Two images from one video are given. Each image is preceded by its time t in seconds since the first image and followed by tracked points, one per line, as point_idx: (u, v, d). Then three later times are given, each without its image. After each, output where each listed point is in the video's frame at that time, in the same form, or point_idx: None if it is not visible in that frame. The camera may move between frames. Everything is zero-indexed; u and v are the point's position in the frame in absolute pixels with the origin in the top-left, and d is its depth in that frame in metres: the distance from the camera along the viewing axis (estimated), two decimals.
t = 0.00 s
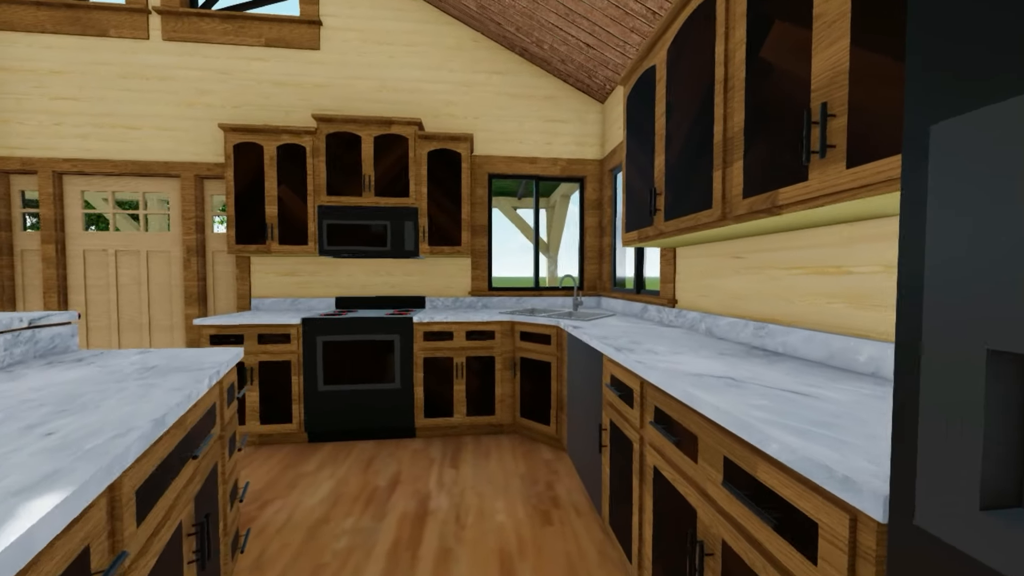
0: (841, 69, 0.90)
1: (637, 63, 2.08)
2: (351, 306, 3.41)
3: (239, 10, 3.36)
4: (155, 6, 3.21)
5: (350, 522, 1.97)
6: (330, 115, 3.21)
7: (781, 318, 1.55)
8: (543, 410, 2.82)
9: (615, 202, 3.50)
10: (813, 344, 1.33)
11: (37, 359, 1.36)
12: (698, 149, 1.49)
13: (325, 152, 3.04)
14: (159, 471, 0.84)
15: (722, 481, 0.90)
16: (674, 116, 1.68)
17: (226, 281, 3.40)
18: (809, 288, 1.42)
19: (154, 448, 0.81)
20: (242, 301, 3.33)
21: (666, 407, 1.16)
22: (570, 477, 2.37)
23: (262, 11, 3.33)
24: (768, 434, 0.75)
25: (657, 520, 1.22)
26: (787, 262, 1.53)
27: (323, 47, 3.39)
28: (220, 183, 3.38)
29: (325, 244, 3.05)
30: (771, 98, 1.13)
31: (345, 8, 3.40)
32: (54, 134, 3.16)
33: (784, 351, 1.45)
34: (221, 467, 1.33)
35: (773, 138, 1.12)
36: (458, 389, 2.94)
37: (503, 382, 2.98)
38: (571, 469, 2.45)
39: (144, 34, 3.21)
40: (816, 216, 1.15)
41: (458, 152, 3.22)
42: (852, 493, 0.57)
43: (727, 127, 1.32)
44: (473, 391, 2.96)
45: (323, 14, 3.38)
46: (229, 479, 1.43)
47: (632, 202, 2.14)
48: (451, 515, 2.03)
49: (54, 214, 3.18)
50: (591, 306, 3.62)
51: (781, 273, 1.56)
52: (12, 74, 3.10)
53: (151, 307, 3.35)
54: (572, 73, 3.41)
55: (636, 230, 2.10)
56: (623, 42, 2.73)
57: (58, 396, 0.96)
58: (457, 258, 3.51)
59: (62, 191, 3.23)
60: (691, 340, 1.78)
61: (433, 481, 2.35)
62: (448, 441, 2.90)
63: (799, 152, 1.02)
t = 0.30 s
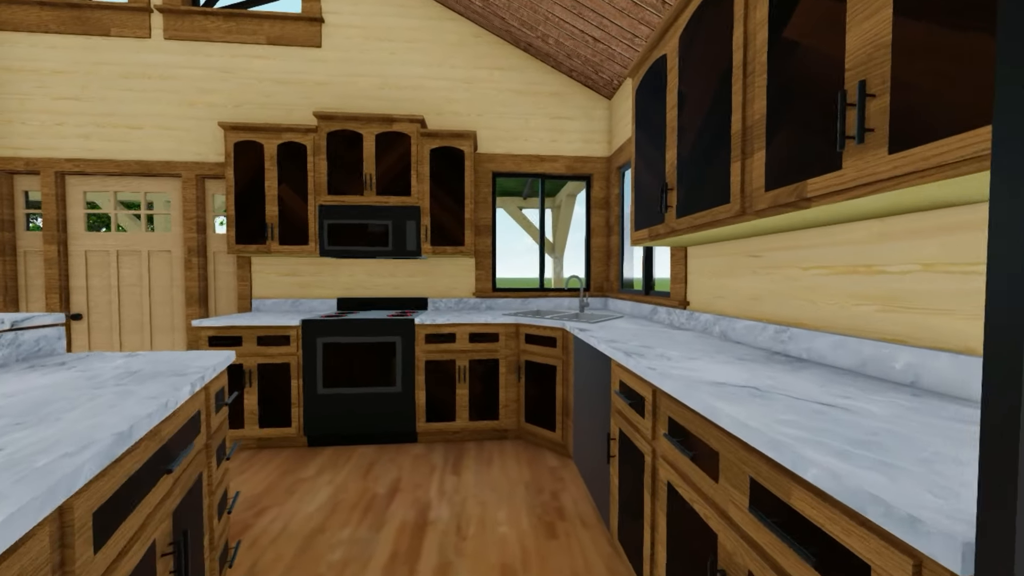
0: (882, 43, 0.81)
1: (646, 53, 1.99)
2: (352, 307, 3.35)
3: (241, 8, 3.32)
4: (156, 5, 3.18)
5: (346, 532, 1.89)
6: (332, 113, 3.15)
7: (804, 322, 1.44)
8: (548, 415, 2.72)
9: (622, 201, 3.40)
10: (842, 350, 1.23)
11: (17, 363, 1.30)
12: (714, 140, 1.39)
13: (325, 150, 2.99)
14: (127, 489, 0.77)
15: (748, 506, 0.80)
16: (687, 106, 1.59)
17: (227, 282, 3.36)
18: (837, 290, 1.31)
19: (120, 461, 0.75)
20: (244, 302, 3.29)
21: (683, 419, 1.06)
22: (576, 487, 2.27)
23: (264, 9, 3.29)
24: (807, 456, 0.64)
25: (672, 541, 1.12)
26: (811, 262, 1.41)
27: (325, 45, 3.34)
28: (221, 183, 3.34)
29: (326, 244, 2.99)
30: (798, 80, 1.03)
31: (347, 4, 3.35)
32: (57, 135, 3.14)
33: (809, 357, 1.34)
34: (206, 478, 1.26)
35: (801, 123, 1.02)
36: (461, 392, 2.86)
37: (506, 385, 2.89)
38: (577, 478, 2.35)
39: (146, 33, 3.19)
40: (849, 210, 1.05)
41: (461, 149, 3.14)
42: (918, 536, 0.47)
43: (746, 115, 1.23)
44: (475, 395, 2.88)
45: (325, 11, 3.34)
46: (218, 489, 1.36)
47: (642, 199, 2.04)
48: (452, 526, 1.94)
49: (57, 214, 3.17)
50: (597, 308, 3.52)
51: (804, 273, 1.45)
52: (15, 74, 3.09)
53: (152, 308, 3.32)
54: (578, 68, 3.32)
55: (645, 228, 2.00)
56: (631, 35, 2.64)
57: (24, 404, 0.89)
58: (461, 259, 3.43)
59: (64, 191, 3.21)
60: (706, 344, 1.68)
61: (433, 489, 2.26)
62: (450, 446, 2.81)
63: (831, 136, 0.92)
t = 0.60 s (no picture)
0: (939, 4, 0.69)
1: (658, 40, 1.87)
2: (354, 308, 3.28)
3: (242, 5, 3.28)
4: (158, 3, 3.15)
5: (342, 545, 1.80)
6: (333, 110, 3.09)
7: (834, 326, 1.32)
8: (554, 421, 2.62)
9: (632, 199, 3.28)
10: (878, 357, 1.11)
11: None
12: (735, 128, 1.28)
13: (326, 148, 2.92)
14: (73, 520, 0.68)
15: (785, 541, 0.69)
16: (703, 93, 1.47)
17: (228, 283, 3.32)
18: (873, 291, 1.19)
19: (70, 482, 0.67)
20: (245, 303, 3.24)
21: (704, 435, 0.95)
22: (584, 498, 2.16)
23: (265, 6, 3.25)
24: (867, 492, 0.53)
25: (692, 570, 1.01)
26: (842, 260, 1.29)
27: (327, 41, 3.28)
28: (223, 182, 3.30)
29: (326, 244, 2.92)
30: (833, 56, 0.92)
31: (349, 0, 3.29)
32: (59, 134, 3.13)
33: (840, 364, 1.23)
34: (188, 491, 1.18)
35: (836, 103, 0.91)
36: (464, 397, 2.77)
37: (511, 390, 2.80)
38: (584, 488, 2.24)
39: (148, 32, 3.16)
40: (892, 201, 0.93)
41: (465, 146, 3.06)
42: None
43: (772, 99, 1.12)
44: (479, 400, 2.78)
45: (327, 8, 3.28)
46: (202, 502, 1.28)
47: (653, 196, 1.93)
48: (453, 539, 1.84)
49: (59, 214, 3.15)
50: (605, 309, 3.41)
51: (834, 272, 1.32)
52: (19, 74, 3.08)
53: (153, 309, 3.28)
54: (585, 63, 3.22)
55: (657, 225, 1.89)
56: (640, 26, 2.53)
57: None
58: (465, 259, 3.35)
59: (67, 191, 3.19)
60: (723, 349, 1.56)
61: (434, 498, 2.17)
62: (452, 453, 2.72)
63: (874, 116, 0.81)
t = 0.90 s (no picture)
0: None
1: (669, 27, 1.78)
2: (355, 309, 3.22)
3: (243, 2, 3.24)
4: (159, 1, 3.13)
5: (338, 556, 1.73)
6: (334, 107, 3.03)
7: (865, 330, 1.21)
8: (560, 427, 2.53)
9: (639, 197, 3.19)
10: (916, 365, 1.01)
11: None
12: (756, 116, 1.19)
13: (326, 146, 2.87)
14: (7, 554, 0.60)
15: None
16: (719, 81, 1.38)
17: (228, 283, 3.28)
18: (913, 292, 1.08)
19: (15, 507, 0.61)
20: (244, 304, 3.19)
21: (727, 452, 0.86)
22: (590, 508, 2.07)
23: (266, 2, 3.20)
24: (942, 536, 0.44)
25: None
26: (874, 258, 1.18)
27: (328, 38, 3.23)
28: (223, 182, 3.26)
29: (326, 243, 2.86)
30: (874, 28, 0.82)
31: None
32: (61, 134, 3.11)
33: (872, 371, 1.13)
34: (170, 503, 1.11)
35: (879, 82, 0.81)
36: (466, 400, 2.69)
37: (515, 394, 2.71)
38: (592, 498, 2.15)
39: (149, 30, 3.13)
40: (938, 192, 0.83)
41: (468, 143, 2.99)
42: None
43: (798, 82, 1.02)
44: (482, 404, 2.70)
45: (328, 4, 3.23)
46: (187, 515, 1.21)
47: (664, 192, 1.84)
48: (454, 551, 1.76)
49: (60, 214, 3.12)
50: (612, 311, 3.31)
51: (865, 271, 1.22)
52: (21, 74, 3.07)
53: (154, 310, 3.25)
54: (592, 57, 3.13)
55: (668, 222, 1.79)
56: (649, 17, 2.43)
57: None
58: (467, 259, 3.27)
59: (68, 191, 3.17)
60: (740, 353, 1.47)
61: (435, 507, 2.09)
62: (455, 458, 2.64)
63: (926, 94, 0.72)
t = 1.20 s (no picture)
0: None
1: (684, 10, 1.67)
2: (356, 311, 3.15)
3: None
4: None
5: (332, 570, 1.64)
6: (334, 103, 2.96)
7: (904, 335, 1.10)
8: (566, 434, 2.42)
9: (648, 195, 3.08)
10: (969, 374, 0.90)
11: None
12: (783, 101, 1.08)
13: (326, 143, 2.80)
14: None
15: None
16: (740, 64, 1.27)
17: (228, 284, 3.22)
18: (966, 293, 0.96)
19: None
20: (244, 305, 3.14)
21: (759, 475, 0.76)
22: (598, 520, 1.96)
23: None
24: None
25: None
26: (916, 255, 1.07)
27: (329, 34, 3.17)
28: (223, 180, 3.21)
29: (326, 243, 2.79)
30: None
31: None
32: (61, 133, 3.08)
33: (915, 382, 1.01)
34: (147, 520, 1.03)
35: (939, 51, 0.70)
36: (469, 405, 2.60)
37: (519, 398, 2.61)
38: (600, 509, 2.04)
39: (149, 27, 3.09)
40: (1005, 177, 0.72)
41: (471, 140, 2.90)
42: None
43: (834, 58, 0.92)
44: (486, 409, 2.61)
45: None
46: (166, 533, 1.12)
47: (677, 187, 1.73)
48: (454, 567, 1.66)
49: (60, 214, 3.09)
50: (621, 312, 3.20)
51: (904, 270, 1.10)
52: (22, 73, 3.05)
53: (153, 311, 3.21)
54: (599, 50, 3.03)
55: (682, 219, 1.68)
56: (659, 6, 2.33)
57: None
58: (471, 259, 3.18)
59: (69, 191, 3.14)
60: (762, 359, 1.36)
61: (436, 518, 1.99)
62: (457, 465, 2.55)
63: (1005, 58, 0.61)
